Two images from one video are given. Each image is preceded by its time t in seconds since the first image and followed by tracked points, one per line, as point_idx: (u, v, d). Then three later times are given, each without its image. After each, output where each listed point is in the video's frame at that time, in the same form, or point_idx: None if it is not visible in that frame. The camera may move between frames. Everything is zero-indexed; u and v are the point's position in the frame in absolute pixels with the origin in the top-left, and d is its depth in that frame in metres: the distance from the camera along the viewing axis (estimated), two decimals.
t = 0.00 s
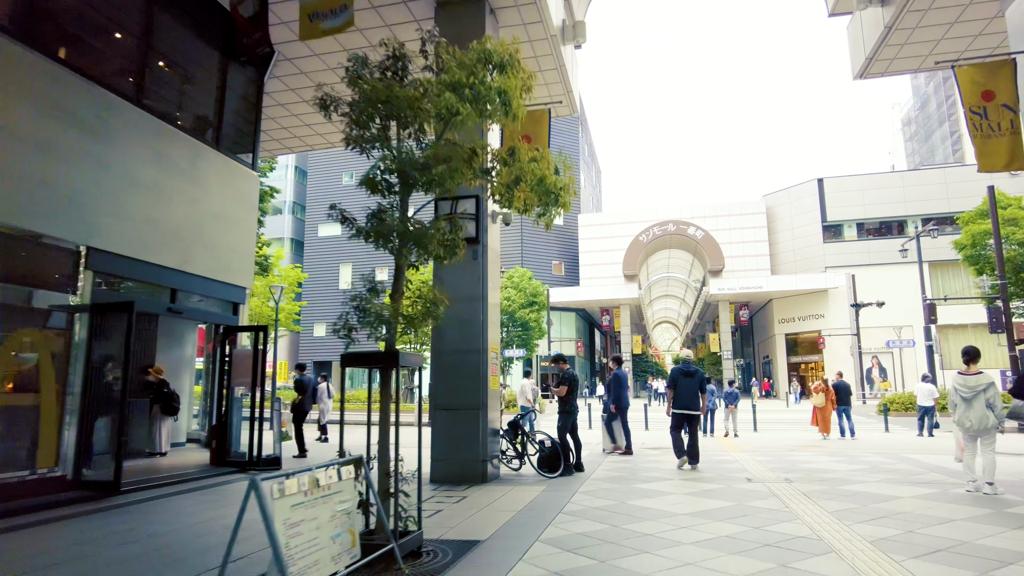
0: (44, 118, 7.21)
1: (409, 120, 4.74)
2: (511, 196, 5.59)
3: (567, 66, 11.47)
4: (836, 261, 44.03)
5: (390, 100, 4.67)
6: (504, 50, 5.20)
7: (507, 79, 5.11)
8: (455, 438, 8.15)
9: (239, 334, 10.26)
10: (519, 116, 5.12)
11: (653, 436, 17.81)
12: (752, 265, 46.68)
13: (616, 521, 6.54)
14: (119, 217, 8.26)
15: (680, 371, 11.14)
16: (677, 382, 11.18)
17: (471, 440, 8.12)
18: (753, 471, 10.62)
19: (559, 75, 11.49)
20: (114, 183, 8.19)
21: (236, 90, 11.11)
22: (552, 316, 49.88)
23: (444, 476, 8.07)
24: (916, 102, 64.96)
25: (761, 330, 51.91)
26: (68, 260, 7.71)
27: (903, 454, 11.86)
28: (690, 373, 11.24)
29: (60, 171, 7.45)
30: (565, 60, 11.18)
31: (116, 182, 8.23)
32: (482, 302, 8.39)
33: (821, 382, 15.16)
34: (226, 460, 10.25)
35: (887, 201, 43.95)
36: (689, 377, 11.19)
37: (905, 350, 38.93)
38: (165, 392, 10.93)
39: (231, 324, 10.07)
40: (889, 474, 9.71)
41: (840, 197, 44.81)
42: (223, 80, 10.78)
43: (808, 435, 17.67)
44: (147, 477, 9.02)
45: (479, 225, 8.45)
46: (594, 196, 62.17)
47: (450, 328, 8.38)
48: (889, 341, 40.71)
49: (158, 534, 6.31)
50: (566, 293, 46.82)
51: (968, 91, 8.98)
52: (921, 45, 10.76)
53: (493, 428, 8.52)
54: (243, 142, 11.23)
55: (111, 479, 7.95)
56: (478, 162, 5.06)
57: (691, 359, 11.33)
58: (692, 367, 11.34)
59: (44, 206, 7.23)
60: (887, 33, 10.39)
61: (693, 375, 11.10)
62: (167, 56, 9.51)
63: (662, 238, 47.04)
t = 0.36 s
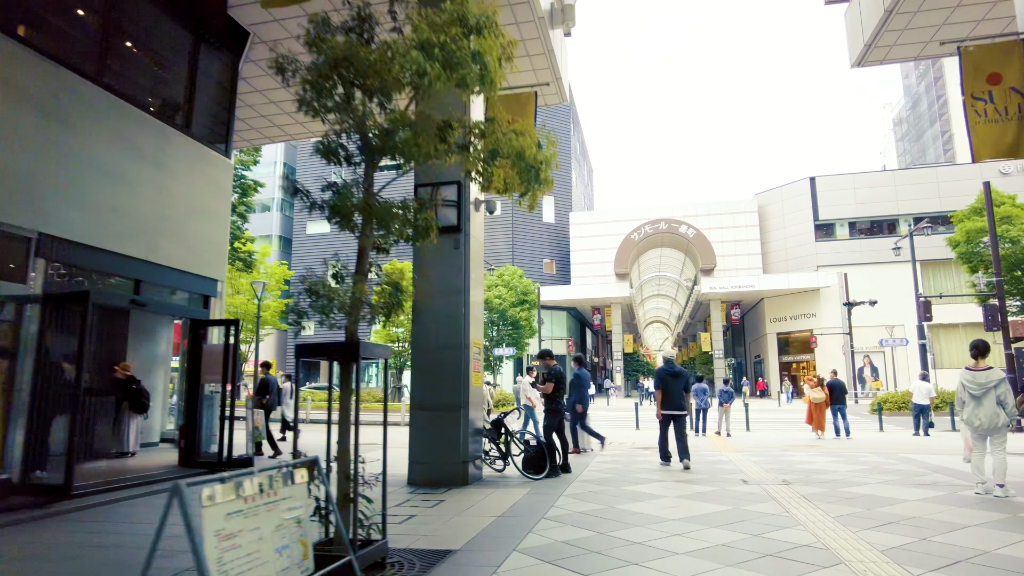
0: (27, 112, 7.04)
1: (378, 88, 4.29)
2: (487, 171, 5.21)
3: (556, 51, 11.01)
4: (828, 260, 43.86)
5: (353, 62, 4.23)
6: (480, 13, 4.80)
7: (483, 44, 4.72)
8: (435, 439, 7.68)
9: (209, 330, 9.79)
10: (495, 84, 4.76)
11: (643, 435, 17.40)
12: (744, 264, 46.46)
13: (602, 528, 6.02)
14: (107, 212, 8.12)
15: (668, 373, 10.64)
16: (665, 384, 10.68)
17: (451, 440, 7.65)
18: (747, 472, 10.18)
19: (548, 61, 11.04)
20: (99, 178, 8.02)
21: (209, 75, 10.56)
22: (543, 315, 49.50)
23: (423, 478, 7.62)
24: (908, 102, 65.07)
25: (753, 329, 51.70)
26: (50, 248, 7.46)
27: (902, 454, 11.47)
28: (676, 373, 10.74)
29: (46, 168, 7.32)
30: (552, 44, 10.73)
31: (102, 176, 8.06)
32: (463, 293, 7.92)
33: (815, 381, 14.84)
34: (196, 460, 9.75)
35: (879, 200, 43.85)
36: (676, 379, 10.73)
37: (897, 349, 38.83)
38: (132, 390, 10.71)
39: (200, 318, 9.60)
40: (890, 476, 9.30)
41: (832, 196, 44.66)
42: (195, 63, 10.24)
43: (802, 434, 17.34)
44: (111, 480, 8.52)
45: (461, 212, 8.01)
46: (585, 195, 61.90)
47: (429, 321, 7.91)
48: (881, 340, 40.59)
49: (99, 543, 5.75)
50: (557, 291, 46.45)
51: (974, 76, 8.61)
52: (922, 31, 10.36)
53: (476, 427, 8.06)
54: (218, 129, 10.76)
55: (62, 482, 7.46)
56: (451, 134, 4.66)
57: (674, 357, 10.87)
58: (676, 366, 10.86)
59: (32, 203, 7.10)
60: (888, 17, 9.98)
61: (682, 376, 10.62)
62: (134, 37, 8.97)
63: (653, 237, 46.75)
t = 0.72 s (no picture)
0: (27, 111, 7.14)
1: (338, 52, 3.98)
2: (467, 149, 4.99)
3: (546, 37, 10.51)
4: (823, 260, 43.59)
5: (309, 23, 3.94)
6: None
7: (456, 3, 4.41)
8: (415, 442, 7.23)
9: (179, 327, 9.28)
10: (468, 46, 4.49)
11: (636, 436, 16.93)
12: (738, 263, 46.15)
13: (590, 542, 5.42)
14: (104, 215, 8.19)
15: (653, 370, 10.47)
16: (649, 381, 10.48)
17: (433, 444, 7.21)
18: (746, 475, 9.67)
19: (537, 47, 10.58)
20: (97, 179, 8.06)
21: (180, 59, 10.03)
22: (536, 314, 49.06)
23: (403, 484, 7.18)
24: (901, 101, 64.99)
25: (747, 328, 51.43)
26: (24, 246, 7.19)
27: (906, 454, 11.01)
28: (661, 371, 10.57)
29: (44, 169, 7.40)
30: (541, 30, 10.26)
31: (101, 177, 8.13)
32: (446, 287, 7.45)
33: (812, 382, 14.44)
34: (165, 464, 9.25)
35: (874, 199, 43.63)
36: (661, 376, 10.56)
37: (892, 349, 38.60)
38: (100, 389, 10.13)
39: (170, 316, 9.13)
40: (896, 480, 8.79)
41: (827, 195, 44.41)
42: (164, 45, 9.71)
43: (799, 435, 16.94)
44: (70, 488, 8.06)
45: (443, 201, 7.56)
46: (579, 194, 61.53)
47: (408, 318, 7.45)
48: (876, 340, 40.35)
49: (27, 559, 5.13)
50: (550, 290, 46.06)
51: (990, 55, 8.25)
52: (927, 17, 9.93)
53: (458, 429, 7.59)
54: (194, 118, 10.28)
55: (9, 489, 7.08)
56: (422, 107, 4.41)
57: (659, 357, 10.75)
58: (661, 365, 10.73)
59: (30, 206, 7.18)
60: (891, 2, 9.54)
61: (668, 373, 10.45)
62: (98, 16, 8.45)
63: (647, 236, 46.42)
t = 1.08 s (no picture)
0: (26, 112, 7.61)
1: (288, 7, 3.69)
2: (448, 120, 4.69)
3: (538, 21, 10.09)
4: (821, 259, 43.23)
5: None
6: None
7: None
8: (397, 446, 6.76)
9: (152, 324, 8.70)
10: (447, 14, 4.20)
11: (632, 438, 16.41)
12: (736, 262, 45.79)
13: (580, 559, 4.79)
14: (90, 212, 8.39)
15: (649, 372, 9.88)
16: (644, 382, 9.92)
17: (416, 448, 6.73)
18: (748, 476, 9.09)
19: (529, 32, 10.15)
20: (84, 179, 8.31)
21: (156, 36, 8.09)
22: (532, 314, 48.64)
23: (384, 492, 6.71)
24: (899, 99, 64.71)
25: (744, 328, 51.01)
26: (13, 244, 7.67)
27: (915, 456, 10.48)
28: (657, 372, 9.99)
29: (43, 168, 7.88)
30: (534, 14, 9.82)
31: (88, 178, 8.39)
32: (430, 281, 7.00)
33: (814, 381, 14.01)
34: (134, 469, 8.70)
35: (873, 197, 43.28)
36: (657, 377, 9.99)
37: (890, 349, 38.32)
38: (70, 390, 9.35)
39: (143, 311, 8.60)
40: (909, 485, 8.24)
41: (825, 193, 44.02)
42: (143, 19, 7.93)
43: (800, 436, 16.51)
44: (26, 496, 7.42)
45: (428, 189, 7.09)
46: (576, 193, 61.22)
47: (390, 313, 6.98)
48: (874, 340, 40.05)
49: None
50: (547, 290, 45.63)
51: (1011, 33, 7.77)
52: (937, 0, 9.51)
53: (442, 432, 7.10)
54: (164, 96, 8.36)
55: None
56: (395, 74, 4.12)
57: (656, 356, 10.14)
58: (658, 365, 10.14)
59: (28, 207, 7.74)
60: None
61: (663, 376, 9.87)
62: None
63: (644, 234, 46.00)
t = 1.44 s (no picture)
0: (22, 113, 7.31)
1: None
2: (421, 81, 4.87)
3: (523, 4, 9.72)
4: (809, 258, 43.14)
5: None
6: None
7: None
8: (369, 449, 6.29)
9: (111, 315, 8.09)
10: None
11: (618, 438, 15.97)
12: (725, 261, 45.62)
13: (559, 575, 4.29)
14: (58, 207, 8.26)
15: (635, 369, 9.52)
16: (630, 380, 9.58)
17: (389, 452, 6.28)
18: (740, 478, 8.63)
19: (513, 14, 9.75)
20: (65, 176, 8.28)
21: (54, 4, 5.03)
22: (521, 313, 48.24)
23: (353, 498, 6.26)
24: (887, 100, 64.92)
25: (733, 327, 50.85)
26: None
27: (911, 457, 10.12)
28: (644, 369, 9.65)
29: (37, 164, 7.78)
30: None
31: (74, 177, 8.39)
32: (405, 272, 6.54)
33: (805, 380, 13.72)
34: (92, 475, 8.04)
35: (861, 197, 43.30)
36: (643, 375, 9.66)
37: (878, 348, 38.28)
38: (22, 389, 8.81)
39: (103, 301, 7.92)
40: (909, 490, 7.82)
41: (814, 193, 43.98)
42: None
43: (792, 436, 16.19)
44: None
45: (401, 172, 6.65)
46: (565, 192, 60.97)
47: (360, 305, 6.52)
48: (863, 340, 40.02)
49: None
50: (535, 289, 45.23)
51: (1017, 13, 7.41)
52: None
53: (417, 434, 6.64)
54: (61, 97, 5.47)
55: None
56: (352, 31, 4.34)
57: (643, 354, 9.79)
58: (644, 363, 9.82)
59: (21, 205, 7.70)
60: None
61: (649, 372, 9.53)
62: None
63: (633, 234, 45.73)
